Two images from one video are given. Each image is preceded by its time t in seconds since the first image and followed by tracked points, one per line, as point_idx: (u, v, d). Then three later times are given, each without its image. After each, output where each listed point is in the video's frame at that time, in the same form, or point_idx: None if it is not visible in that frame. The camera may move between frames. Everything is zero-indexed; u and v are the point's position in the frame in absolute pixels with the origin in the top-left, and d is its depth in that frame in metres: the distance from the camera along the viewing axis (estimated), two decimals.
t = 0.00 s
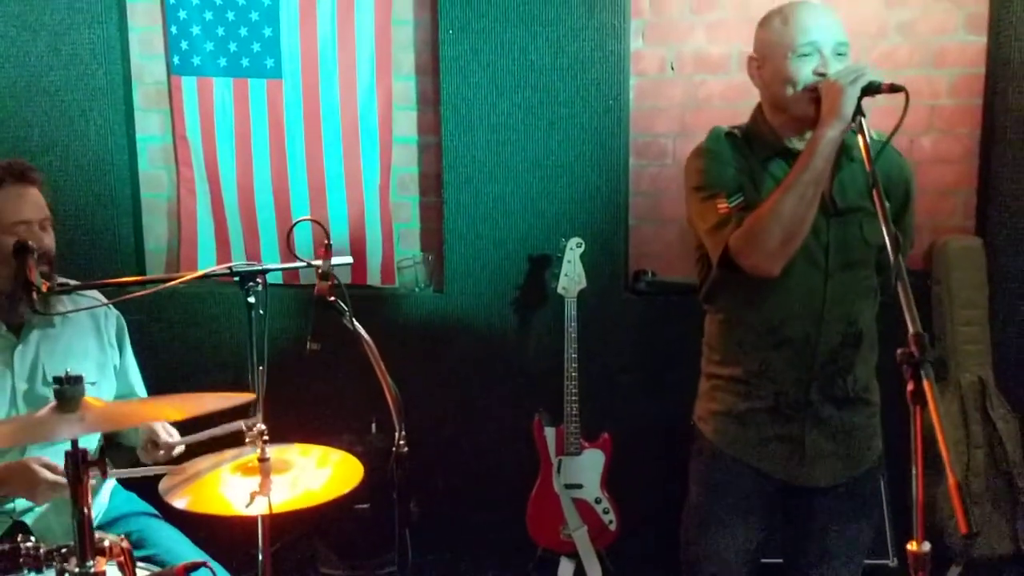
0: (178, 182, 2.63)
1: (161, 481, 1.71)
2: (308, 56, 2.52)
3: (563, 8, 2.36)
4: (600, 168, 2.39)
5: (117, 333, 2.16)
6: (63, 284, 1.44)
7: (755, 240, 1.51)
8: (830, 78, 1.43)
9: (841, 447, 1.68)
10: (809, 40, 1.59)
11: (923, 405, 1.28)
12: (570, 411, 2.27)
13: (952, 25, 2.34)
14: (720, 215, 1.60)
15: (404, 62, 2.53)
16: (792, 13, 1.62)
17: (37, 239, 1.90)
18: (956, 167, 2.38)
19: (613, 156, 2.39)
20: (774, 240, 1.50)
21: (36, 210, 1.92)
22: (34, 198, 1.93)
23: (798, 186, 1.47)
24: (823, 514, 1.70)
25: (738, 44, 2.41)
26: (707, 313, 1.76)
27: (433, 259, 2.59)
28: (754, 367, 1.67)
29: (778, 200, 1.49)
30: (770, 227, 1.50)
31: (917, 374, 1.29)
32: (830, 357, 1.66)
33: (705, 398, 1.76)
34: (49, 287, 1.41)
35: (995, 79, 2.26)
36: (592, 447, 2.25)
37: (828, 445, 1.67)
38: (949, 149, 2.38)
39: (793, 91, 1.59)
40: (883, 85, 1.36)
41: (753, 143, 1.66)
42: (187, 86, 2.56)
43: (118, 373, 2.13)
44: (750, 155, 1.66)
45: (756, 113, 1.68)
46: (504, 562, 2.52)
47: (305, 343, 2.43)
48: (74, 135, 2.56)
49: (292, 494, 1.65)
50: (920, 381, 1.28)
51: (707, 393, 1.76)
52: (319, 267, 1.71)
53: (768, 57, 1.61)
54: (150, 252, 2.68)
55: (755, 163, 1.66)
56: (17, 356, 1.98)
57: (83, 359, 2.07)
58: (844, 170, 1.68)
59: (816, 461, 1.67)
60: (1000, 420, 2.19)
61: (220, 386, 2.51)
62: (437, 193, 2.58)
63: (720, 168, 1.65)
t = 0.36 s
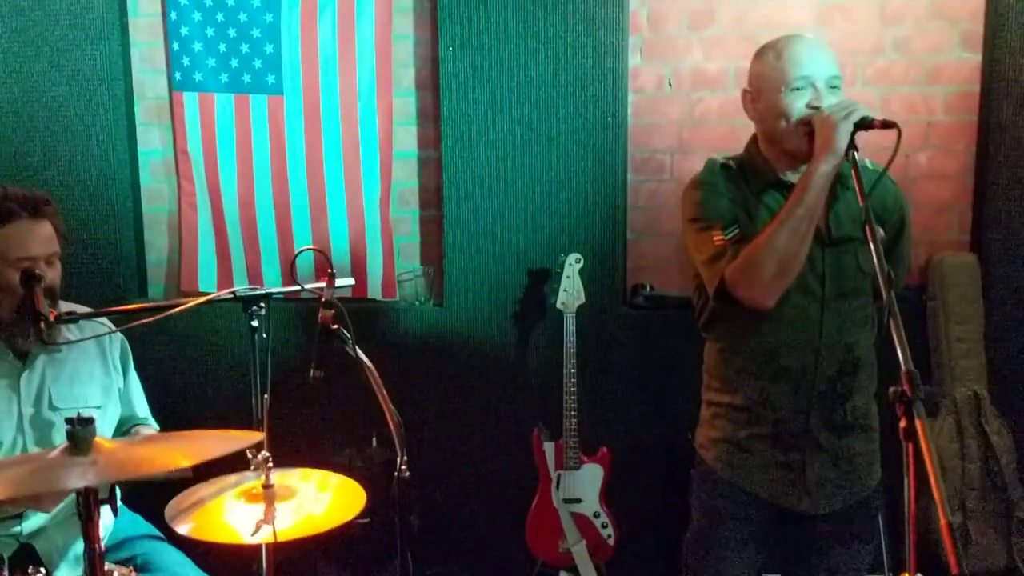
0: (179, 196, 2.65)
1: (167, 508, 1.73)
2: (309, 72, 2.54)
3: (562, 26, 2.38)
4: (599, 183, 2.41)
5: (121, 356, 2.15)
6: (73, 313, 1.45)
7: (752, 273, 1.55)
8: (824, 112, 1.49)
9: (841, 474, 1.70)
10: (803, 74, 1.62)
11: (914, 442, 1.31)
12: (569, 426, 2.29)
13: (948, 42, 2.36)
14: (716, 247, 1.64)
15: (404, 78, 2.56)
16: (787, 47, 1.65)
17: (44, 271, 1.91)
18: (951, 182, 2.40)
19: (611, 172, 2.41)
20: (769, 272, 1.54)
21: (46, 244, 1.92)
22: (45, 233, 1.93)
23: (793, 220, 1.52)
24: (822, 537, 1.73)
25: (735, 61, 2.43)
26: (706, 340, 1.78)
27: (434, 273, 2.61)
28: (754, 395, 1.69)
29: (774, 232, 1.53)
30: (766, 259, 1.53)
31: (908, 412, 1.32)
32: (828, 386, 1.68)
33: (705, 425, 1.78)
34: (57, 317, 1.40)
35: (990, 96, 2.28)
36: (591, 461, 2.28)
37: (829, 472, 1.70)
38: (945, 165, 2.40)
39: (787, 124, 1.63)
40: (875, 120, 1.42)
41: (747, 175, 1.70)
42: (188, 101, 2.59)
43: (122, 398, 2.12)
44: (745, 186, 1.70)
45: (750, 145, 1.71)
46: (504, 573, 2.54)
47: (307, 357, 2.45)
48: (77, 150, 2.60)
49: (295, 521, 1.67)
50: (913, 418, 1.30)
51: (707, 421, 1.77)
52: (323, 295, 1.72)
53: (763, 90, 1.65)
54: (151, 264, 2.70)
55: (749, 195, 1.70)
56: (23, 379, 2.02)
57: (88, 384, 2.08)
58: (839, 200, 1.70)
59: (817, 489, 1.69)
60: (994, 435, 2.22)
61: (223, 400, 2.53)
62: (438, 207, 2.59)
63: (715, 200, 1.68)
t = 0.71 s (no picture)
0: (169, 211, 2.64)
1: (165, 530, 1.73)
2: (301, 87, 2.54)
3: (552, 43, 2.39)
4: (590, 198, 2.42)
5: (114, 381, 2.15)
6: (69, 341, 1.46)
7: (747, 304, 1.59)
8: (817, 142, 1.55)
9: (837, 500, 1.71)
10: (794, 103, 1.67)
11: (908, 477, 1.32)
12: (561, 441, 2.31)
13: (935, 59, 2.38)
14: (712, 278, 1.67)
15: (395, 92, 2.56)
16: (779, 77, 1.70)
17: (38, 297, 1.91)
18: (938, 198, 2.42)
19: (603, 188, 2.41)
20: (765, 303, 1.57)
21: (40, 271, 1.92)
22: (39, 260, 1.94)
23: (788, 251, 1.56)
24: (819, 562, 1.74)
25: (724, 78, 2.45)
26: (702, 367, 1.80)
27: (426, 286, 2.60)
28: (751, 422, 1.71)
29: (769, 264, 1.57)
30: (762, 291, 1.57)
31: (903, 448, 1.33)
32: (823, 413, 1.69)
33: (701, 450, 1.80)
34: (54, 345, 1.42)
35: (976, 113, 2.30)
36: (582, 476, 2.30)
37: (825, 498, 1.70)
38: (932, 181, 2.42)
39: (780, 154, 1.67)
40: (868, 152, 1.48)
41: (740, 205, 1.73)
42: (178, 116, 2.58)
43: (117, 423, 2.11)
44: (738, 216, 1.73)
45: (742, 175, 1.75)
46: None
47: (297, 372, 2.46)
48: (66, 164, 2.58)
49: (292, 550, 1.67)
50: (907, 454, 1.32)
51: (703, 446, 1.79)
52: (319, 322, 1.72)
53: (755, 119, 1.69)
54: (140, 279, 2.71)
55: (741, 223, 1.72)
56: (18, 405, 1.99)
57: (83, 410, 2.07)
58: (833, 228, 1.71)
59: (814, 515, 1.70)
60: (982, 449, 2.24)
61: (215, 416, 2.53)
62: (429, 221, 2.59)
63: (710, 230, 1.72)
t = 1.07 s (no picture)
0: (136, 223, 2.62)
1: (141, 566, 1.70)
2: (270, 99, 2.53)
3: (522, 55, 2.40)
4: (560, 209, 2.43)
5: (87, 402, 2.11)
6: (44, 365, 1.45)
7: (720, 325, 1.63)
8: (790, 167, 1.58)
9: (808, 517, 1.74)
10: (762, 128, 1.68)
11: (881, 500, 1.36)
12: (533, 452, 2.33)
13: (897, 73, 2.42)
14: (688, 298, 1.72)
15: (365, 104, 2.55)
16: (751, 100, 1.72)
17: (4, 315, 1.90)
18: (901, 209, 2.47)
19: (572, 200, 2.42)
20: (736, 325, 1.62)
21: (7, 289, 1.91)
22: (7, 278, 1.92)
23: (760, 273, 1.60)
24: None
25: (692, 91, 2.47)
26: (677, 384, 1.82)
27: (396, 298, 2.61)
28: (725, 440, 1.73)
29: (742, 285, 1.61)
30: (733, 313, 1.62)
31: (877, 473, 1.36)
32: (795, 431, 1.72)
33: (675, 468, 1.82)
34: (28, 367, 1.42)
35: (938, 127, 2.35)
36: (554, 487, 2.32)
37: (795, 515, 1.73)
38: (895, 193, 2.47)
39: (753, 177, 1.69)
40: (838, 177, 1.50)
41: (718, 225, 1.77)
42: (145, 128, 2.57)
43: (89, 444, 2.07)
44: (715, 234, 1.77)
45: (721, 195, 1.78)
46: None
47: (268, 384, 2.45)
48: (30, 176, 2.56)
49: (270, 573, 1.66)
50: (880, 478, 1.35)
51: (677, 464, 1.81)
52: (296, 345, 1.73)
53: (729, 143, 1.73)
54: (107, 291, 2.68)
55: (719, 243, 1.76)
56: None
57: (55, 431, 2.03)
58: (809, 250, 1.73)
59: (784, 531, 1.73)
60: (945, 456, 2.29)
61: (185, 429, 2.52)
62: (399, 232, 2.59)
63: (688, 249, 1.76)
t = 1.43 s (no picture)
0: (121, 232, 2.61)
1: None
2: (257, 107, 2.52)
3: (508, 64, 2.42)
4: (547, 218, 2.45)
5: (81, 416, 2.10)
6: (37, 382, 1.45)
7: (707, 334, 1.65)
8: (783, 185, 1.59)
9: (784, 526, 1.76)
10: (763, 144, 1.71)
11: (872, 516, 1.38)
12: (520, 460, 2.34)
13: (878, 83, 2.45)
14: (680, 303, 1.73)
15: (351, 112, 2.56)
16: (756, 117, 1.74)
17: None
18: (882, 217, 2.50)
19: (559, 209, 2.44)
20: (721, 337, 1.64)
21: None
22: None
23: (748, 289, 1.62)
24: None
25: (676, 101, 2.50)
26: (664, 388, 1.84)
27: (383, 305, 2.61)
28: (704, 448, 1.75)
29: (730, 299, 1.63)
30: (719, 325, 1.64)
31: (868, 489, 1.38)
32: (774, 444, 1.74)
33: (656, 475, 1.84)
34: (22, 384, 1.42)
35: (920, 135, 2.37)
36: (541, 494, 2.33)
37: (771, 524, 1.76)
38: (877, 201, 2.50)
39: (751, 192, 1.72)
40: (831, 197, 1.53)
41: (720, 232, 1.80)
42: (130, 136, 2.56)
43: (82, 457, 2.06)
44: (716, 243, 1.79)
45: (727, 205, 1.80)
46: None
47: (258, 390, 2.46)
48: (14, 185, 2.55)
49: None
50: (872, 494, 1.37)
51: (659, 471, 1.83)
52: (289, 360, 1.80)
53: (731, 158, 1.76)
54: (91, 299, 2.67)
55: (719, 252, 1.78)
56: None
57: (49, 445, 2.02)
58: (806, 272, 1.75)
59: (760, 540, 1.75)
60: (927, 461, 2.32)
61: (173, 437, 2.53)
62: (386, 241, 2.60)
63: (686, 256, 1.78)
